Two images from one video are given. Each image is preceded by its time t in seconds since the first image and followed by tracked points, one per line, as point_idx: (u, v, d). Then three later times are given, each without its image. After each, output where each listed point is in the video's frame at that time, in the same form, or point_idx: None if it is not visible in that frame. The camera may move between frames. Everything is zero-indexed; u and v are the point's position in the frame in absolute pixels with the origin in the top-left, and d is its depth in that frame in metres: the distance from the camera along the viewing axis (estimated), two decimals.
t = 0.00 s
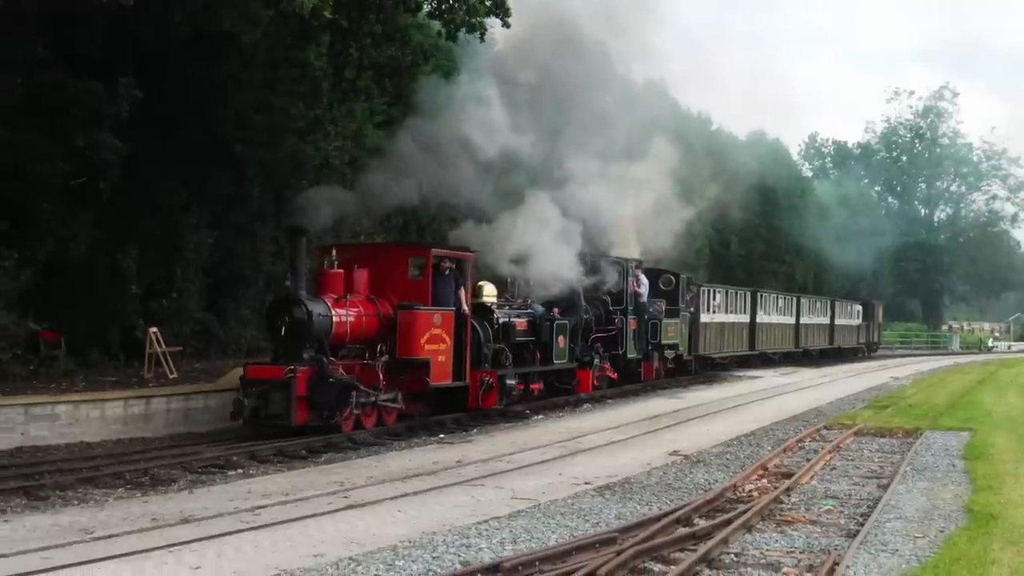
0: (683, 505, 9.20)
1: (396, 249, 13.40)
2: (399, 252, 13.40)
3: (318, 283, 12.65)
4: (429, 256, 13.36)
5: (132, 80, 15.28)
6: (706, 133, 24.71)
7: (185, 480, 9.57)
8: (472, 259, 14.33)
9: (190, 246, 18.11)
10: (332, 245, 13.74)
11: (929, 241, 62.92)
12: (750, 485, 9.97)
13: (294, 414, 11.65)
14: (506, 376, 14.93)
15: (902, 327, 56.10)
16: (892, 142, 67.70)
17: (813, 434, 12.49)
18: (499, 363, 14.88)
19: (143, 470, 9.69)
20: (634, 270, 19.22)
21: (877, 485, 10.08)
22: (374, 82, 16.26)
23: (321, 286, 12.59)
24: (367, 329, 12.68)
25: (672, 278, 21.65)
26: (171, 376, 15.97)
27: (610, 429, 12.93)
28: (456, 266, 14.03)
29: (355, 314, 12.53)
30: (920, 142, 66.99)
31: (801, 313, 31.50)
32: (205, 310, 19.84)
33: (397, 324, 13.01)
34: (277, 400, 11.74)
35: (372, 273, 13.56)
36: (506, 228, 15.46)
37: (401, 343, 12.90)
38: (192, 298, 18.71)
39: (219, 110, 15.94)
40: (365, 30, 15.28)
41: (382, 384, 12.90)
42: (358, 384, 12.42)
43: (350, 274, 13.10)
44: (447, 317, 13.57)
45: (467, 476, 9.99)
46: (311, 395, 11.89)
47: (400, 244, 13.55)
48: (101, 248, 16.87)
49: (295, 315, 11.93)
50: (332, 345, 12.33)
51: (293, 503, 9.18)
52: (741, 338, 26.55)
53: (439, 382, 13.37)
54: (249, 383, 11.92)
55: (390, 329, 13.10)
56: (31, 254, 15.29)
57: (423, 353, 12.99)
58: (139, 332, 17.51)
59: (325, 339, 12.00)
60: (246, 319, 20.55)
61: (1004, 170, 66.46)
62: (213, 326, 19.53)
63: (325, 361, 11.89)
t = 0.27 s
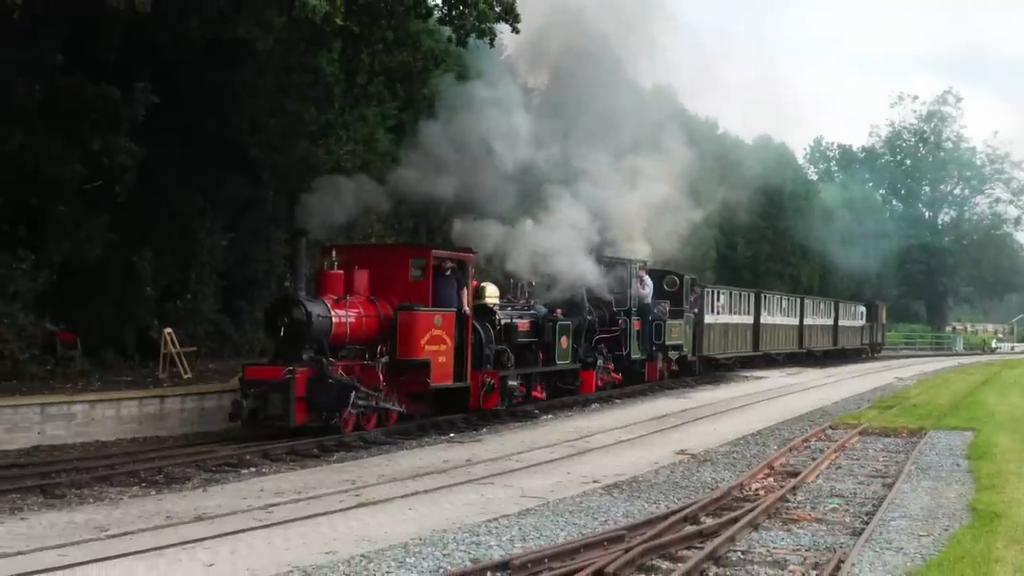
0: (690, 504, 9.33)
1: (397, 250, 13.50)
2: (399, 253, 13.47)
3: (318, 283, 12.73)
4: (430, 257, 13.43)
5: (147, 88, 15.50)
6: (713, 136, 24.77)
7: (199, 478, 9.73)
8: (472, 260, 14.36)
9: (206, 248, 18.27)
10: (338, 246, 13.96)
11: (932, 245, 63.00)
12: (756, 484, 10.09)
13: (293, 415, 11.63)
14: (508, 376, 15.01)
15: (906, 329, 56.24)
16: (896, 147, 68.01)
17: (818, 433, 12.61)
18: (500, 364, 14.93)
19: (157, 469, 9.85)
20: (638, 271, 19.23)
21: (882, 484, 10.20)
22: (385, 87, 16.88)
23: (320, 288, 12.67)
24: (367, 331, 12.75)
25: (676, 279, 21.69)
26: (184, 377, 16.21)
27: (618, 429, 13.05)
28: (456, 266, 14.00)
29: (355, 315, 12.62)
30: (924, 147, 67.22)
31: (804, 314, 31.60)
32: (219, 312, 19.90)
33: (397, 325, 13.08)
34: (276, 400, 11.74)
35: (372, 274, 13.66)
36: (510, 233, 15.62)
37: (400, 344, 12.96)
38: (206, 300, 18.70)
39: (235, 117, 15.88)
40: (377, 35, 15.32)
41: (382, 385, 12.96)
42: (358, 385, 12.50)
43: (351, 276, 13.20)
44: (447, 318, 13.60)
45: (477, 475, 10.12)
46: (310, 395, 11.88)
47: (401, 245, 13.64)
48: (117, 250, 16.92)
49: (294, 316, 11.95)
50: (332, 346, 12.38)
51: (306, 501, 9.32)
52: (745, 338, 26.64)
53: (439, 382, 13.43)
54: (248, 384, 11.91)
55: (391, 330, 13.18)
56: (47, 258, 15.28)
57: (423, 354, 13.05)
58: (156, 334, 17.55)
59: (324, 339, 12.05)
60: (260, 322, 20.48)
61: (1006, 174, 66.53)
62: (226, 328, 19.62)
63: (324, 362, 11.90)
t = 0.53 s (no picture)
0: (690, 495, 9.58)
1: (395, 247, 13.51)
2: (397, 249, 13.48)
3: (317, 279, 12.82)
4: (427, 254, 13.43)
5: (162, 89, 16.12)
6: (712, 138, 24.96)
7: (211, 470, 9.99)
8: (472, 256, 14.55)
9: (216, 243, 18.64)
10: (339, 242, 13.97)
11: (928, 242, 63.26)
12: (754, 476, 10.34)
13: (289, 410, 11.60)
14: (504, 372, 15.23)
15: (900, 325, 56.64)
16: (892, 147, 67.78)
17: (815, 426, 12.87)
18: (496, 360, 15.15)
19: (171, 460, 10.10)
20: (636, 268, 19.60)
21: (877, 476, 10.45)
22: (392, 88, 17.82)
23: (319, 282, 12.87)
24: (364, 327, 12.78)
25: (673, 276, 22.23)
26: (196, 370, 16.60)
27: (619, 422, 13.31)
28: (456, 262, 14.16)
29: (352, 311, 12.61)
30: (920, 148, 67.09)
31: (800, 311, 31.85)
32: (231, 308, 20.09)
33: (394, 321, 13.04)
34: (272, 396, 11.71)
35: (370, 270, 13.67)
36: (515, 230, 15.90)
37: (397, 340, 12.92)
38: (217, 295, 19.07)
39: (246, 116, 16.73)
40: (384, 38, 16.41)
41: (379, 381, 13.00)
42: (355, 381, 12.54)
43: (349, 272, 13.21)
44: (445, 314, 13.62)
45: (482, 467, 10.37)
46: (307, 391, 11.87)
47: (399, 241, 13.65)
48: (130, 247, 17.37)
49: (290, 312, 11.89)
50: (328, 342, 12.38)
51: (315, 492, 9.57)
52: (741, 334, 26.87)
53: (436, 378, 13.43)
54: (245, 379, 11.88)
55: (388, 325, 13.19)
56: (62, 254, 16.06)
57: (421, 350, 13.04)
58: (168, 328, 17.95)
59: (321, 335, 12.06)
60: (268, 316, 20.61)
61: (1000, 174, 67.27)
62: (237, 321, 19.69)
63: (320, 358, 11.92)
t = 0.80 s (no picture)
0: (691, 490, 9.79)
1: (392, 247, 13.67)
2: (394, 250, 13.63)
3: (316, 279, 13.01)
4: (424, 254, 13.58)
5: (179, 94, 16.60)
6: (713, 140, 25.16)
7: (223, 466, 10.23)
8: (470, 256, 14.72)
9: (230, 246, 18.71)
10: (338, 242, 14.13)
11: (925, 242, 63.71)
12: (755, 471, 10.55)
13: (286, 408, 11.73)
14: (503, 370, 15.31)
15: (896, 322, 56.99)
16: (889, 150, 67.82)
17: (815, 422, 13.07)
18: (495, 358, 15.32)
19: (184, 456, 10.35)
20: (636, 268, 19.81)
21: (875, 471, 10.65)
22: (400, 92, 18.37)
23: (318, 280, 13.08)
24: (361, 326, 12.94)
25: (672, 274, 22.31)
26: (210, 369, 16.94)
27: (621, 419, 13.52)
28: (455, 262, 14.33)
29: (349, 311, 12.78)
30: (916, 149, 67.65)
31: (798, 309, 32.04)
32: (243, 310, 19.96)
33: (391, 320, 13.18)
34: (269, 394, 11.86)
35: (368, 270, 13.84)
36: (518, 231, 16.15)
37: (394, 338, 13.06)
38: (230, 296, 19.19)
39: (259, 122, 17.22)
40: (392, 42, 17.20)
41: (377, 380, 13.14)
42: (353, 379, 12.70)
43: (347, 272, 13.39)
44: (442, 314, 13.76)
45: (488, 463, 10.59)
46: (304, 390, 12.00)
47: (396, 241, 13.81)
48: (144, 248, 17.76)
49: (288, 310, 12.05)
50: (326, 341, 12.52)
51: (325, 487, 9.79)
52: (739, 332, 27.07)
53: (434, 377, 13.56)
54: (243, 378, 12.04)
55: (384, 325, 13.33)
56: (79, 256, 16.22)
57: (417, 349, 13.18)
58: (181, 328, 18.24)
59: (319, 334, 12.20)
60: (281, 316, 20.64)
61: (994, 175, 68.06)
62: (250, 322, 19.55)
63: (317, 357, 12.09)
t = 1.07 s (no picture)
0: (692, 484, 10.10)
1: (390, 248, 13.88)
2: (392, 251, 13.88)
3: (313, 280, 13.18)
4: (421, 255, 13.84)
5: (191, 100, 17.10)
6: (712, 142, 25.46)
7: (238, 461, 10.57)
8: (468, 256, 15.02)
9: (243, 247, 18.97)
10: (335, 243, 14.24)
11: (918, 242, 64.63)
12: (753, 465, 10.86)
13: (285, 408, 11.93)
14: (500, 368, 15.48)
15: (890, 321, 57.61)
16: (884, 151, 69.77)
17: (811, 417, 13.40)
18: (494, 357, 15.63)
19: (200, 453, 10.69)
20: (633, 267, 20.01)
21: (870, 464, 10.97)
22: (408, 99, 19.21)
23: (316, 281, 13.22)
24: (361, 326, 13.16)
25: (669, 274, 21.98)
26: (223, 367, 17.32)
27: (623, 415, 13.84)
28: (453, 262, 14.66)
29: (348, 311, 12.97)
30: (908, 150, 69.26)
31: (793, 307, 32.34)
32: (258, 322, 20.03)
33: (389, 320, 13.40)
34: (268, 394, 12.02)
35: (366, 271, 14.04)
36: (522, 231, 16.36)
37: (392, 338, 13.26)
38: (245, 298, 19.50)
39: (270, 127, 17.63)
40: (400, 50, 18.07)
41: (375, 379, 13.39)
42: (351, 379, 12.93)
43: (345, 273, 13.57)
44: (440, 314, 14.05)
45: (495, 458, 10.91)
46: (303, 390, 12.23)
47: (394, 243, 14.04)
48: (160, 250, 18.10)
49: (287, 311, 12.19)
50: (325, 341, 12.68)
51: (337, 482, 10.10)
52: (736, 330, 27.39)
53: (432, 375, 13.82)
54: (242, 378, 12.19)
55: (383, 325, 13.56)
56: (97, 258, 16.53)
57: (416, 348, 13.45)
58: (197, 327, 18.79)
59: (317, 334, 12.35)
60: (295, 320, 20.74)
61: (985, 177, 69.20)
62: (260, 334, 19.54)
63: (316, 357, 12.29)
